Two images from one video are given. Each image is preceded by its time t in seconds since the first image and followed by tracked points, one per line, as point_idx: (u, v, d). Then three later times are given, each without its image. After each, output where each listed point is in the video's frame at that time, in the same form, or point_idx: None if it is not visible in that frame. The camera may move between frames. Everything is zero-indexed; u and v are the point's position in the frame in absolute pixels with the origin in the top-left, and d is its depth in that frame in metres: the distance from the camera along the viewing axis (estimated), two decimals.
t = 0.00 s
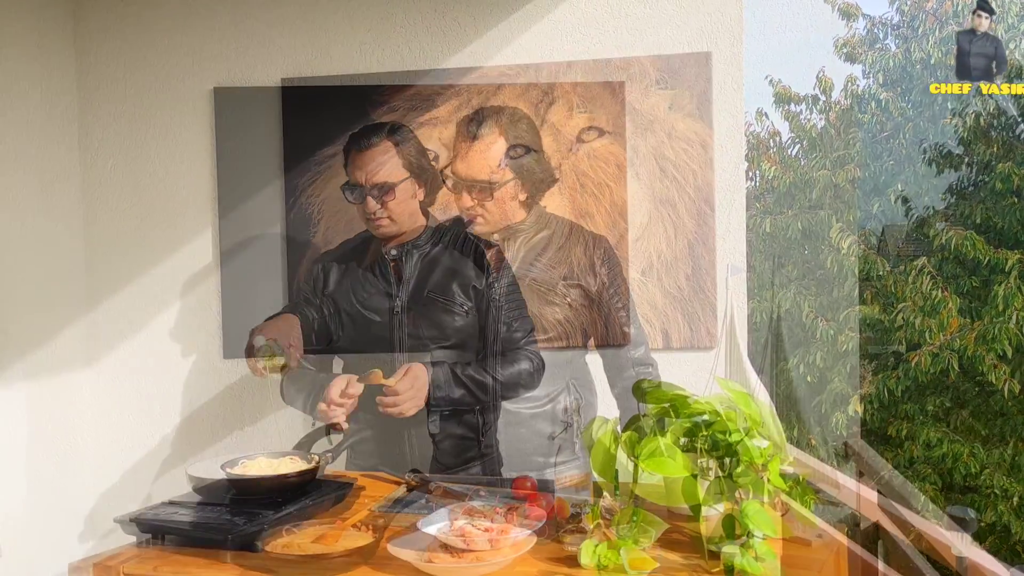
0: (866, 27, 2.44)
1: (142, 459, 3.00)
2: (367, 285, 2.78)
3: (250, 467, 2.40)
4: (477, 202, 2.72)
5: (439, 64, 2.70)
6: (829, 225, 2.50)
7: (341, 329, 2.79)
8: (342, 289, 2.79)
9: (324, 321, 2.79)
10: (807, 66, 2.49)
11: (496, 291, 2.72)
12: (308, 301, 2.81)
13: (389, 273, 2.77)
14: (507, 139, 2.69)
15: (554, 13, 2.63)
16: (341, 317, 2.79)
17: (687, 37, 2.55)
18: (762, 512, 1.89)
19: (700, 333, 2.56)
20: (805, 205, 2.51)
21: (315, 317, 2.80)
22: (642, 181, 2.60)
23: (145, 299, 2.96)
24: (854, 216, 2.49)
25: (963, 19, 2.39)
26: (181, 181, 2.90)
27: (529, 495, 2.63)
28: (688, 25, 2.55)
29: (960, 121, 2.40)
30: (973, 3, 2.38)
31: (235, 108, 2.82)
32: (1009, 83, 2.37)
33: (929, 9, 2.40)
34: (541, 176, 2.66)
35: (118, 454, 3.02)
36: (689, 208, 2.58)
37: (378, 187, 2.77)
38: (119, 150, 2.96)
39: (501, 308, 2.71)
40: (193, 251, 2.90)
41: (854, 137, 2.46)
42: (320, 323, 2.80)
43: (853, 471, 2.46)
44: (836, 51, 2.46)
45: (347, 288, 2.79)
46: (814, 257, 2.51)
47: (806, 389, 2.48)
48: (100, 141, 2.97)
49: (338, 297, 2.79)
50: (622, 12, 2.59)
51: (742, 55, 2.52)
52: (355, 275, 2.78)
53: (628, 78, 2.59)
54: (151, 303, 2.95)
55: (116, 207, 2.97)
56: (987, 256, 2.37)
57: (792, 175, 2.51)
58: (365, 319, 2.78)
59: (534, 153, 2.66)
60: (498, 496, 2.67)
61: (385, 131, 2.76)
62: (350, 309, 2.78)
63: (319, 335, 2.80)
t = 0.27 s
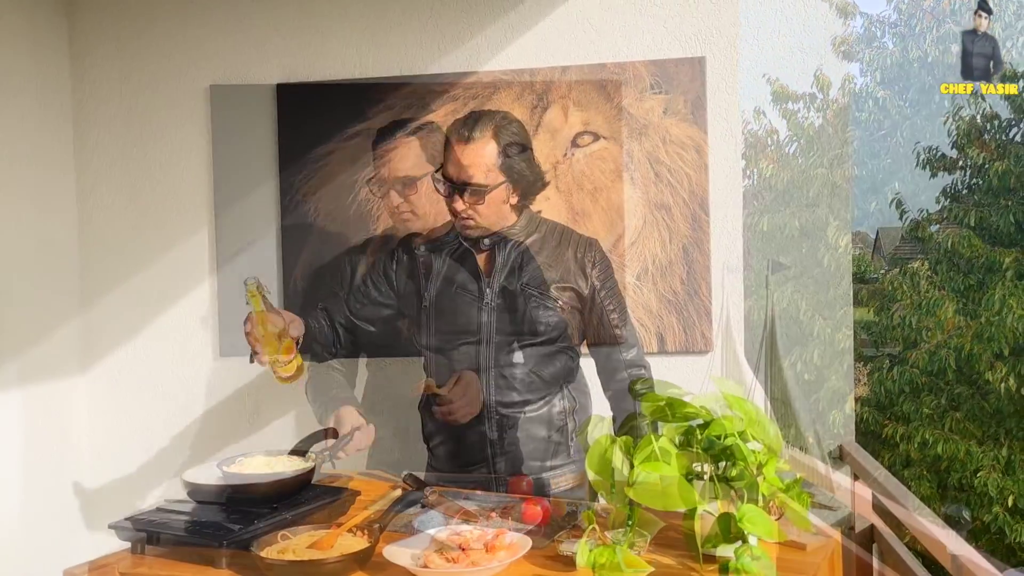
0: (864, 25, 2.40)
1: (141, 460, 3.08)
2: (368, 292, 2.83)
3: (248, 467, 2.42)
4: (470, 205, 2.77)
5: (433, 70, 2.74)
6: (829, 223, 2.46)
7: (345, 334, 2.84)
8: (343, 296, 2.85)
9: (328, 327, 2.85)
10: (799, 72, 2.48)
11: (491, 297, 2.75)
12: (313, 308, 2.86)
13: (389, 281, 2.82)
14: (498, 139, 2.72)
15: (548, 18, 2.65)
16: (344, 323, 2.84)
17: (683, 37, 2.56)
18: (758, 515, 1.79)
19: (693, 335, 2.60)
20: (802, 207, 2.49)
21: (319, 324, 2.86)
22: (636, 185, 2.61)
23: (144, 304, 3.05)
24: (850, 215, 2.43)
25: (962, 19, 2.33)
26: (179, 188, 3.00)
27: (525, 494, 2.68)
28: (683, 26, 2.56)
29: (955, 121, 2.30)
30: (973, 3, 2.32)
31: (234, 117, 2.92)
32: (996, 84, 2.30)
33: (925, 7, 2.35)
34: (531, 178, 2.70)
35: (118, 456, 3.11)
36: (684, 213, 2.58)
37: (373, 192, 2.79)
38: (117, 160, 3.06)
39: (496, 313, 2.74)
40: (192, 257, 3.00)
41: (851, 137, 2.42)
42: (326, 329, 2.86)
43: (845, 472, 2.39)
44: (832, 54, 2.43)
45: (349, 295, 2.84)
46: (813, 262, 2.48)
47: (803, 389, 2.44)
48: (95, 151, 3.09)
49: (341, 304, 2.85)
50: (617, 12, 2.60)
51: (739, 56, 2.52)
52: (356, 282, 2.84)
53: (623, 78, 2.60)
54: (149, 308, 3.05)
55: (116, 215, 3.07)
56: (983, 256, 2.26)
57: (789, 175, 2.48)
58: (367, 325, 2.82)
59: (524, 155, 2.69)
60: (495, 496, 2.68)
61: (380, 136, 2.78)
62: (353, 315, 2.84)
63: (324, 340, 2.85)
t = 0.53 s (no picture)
0: (860, 24, 2.43)
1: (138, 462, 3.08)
2: (364, 294, 2.82)
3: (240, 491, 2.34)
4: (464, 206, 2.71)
5: (430, 71, 2.75)
6: (827, 223, 2.49)
7: (343, 338, 2.84)
8: (341, 300, 2.84)
9: (327, 333, 2.85)
10: (793, 72, 2.53)
11: (486, 298, 2.70)
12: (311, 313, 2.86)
13: (387, 284, 2.80)
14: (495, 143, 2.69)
15: (545, 20, 2.66)
16: (343, 327, 2.84)
17: (679, 39, 2.57)
18: (756, 515, 1.69)
19: (691, 336, 2.58)
20: (802, 207, 2.53)
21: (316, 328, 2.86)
22: (634, 186, 2.61)
23: (140, 305, 3.06)
24: (848, 214, 2.45)
25: (961, 18, 2.31)
26: (175, 189, 3.00)
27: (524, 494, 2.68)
28: (679, 27, 2.56)
29: (951, 121, 2.31)
30: (972, 3, 2.30)
31: (231, 119, 2.93)
32: (992, 84, 2.28)
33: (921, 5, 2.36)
34: (527, 178, 2.68)
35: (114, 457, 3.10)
36: (680, 214, 2.59)
37: (370, 192, 2.78)
38: (114, 161, 3.07)
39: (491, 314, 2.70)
40: (188, 258, 2.99)
41: (842, 136, 2.47)
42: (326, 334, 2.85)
43: (843, 472, 2.41)
44: (830, 54, 2.47)
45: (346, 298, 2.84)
46: (813, 263, 2.51)
47: (798, 389, 2.47)
48: (92, 153, 3.09)
49: (337, 309, 2.84)
50: (614, 13, 2.61)
51: (735, 59, 2.53)
52: (353, 286, 2.83)
53: (619, 78, 2.61)
54: (146, 309, 3.05)
55: (112, 216, 3.08)
56: (979, 256, 2.29)
57: (787, 170, 2.52)
58: (366, 328, 2.82)
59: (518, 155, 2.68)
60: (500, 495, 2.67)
61: (377, 137, 2.78)
62: (350, 319, 2.83)
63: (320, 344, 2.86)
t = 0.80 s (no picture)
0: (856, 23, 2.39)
1: (142, 458, 3.10)
2: (381, 302, 2.51)
3: None
4: (484, 196, 2.32)
5: (430, 69, 2.75)
6: (829, 220, 2.47)
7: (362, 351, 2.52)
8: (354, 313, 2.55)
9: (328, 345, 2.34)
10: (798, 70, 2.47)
11: (503, 297, 2.38)
12: (321, 317, 2.82)
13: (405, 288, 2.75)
14: (502, 115, 2.36)
15: (546, 18, 2.66)
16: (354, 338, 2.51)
17: (678, 37, 2.57)
18: (758, 513, 1.24)
19: (694, 334, 2.59)
20: (803, 205, 2.50)
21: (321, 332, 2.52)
22: (634, 184, 2.61)
23: (142, 303, 3.06)
24: (848, 213, 2.44)
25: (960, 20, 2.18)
26: (177, 187, 3.01)
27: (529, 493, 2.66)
28: (679, 25, 2.57)
29: (952, 121, 2.19)
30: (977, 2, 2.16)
31: (232, 117, 2.94)
32: (991, 83, 2.13)
33: (916, 6, 2.25)
34: (544, 172, 2.43)
35: (121, 454, 3.13)
36: (681, 211, 2.59)
37: (371, 190, 2.79)
38: (115, 159, 3.08)
39: (509, 315, 2.37)
40: (189, 255, 3.00)
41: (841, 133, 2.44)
42: (338, 343, 2.44)
43: (844, 470, 2.41)
44: (832, 51, 2.43)
45: (359, 311, 2.53)
46: (812, 260, 2.48)
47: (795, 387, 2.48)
48: (94, 150, 3.11)
49: (347, 318, 2.52)
50: (613, 11, 2.61)
51: (736, 56, 2.53)
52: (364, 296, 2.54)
53: (619, 76, 2.61)
54: (148, 306, 3.06)
55: (114, 214, 3.09)
56: (981, 254, 2.15)
57: (786, 169, 2.51)
58: (380, 338, 2.55)
59: (537, 147, 2.41)
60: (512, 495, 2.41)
61: (378, 135, 2.78)
62: (362, 329, 2.51)
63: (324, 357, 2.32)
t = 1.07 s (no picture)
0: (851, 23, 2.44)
1: (146, 455, 3.11)
2: (417, 300, 2.14)
3: None
4: (537, 185, 1.94)
5: (433, 66, 2.75)
6: (833, 214, 2.48)
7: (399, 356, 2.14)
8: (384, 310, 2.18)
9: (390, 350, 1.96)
10: (802, 67, 2.48)
11: (534, 293, 2.04)
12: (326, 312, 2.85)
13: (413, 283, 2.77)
14: (540, 97, 1.97)
15: (549, 15, 2.66)
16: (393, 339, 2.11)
17: (681, 34, 2.57)
18: (761, 509, 1.22)
19: (697, 331, 2.58)
20: (807, 201, 2.50)
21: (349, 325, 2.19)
22: (637, 181, 2.61)
23: (145, 300, 3.07)
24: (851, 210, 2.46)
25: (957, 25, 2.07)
26: (181, 185, 3.02)
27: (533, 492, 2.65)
28: (681, 22, 2.57)
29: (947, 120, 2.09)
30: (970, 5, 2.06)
31: (236, 116, 2.95)
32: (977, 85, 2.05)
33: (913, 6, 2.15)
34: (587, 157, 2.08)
35: (125, 451, 3.14)
36: (684, 208, 2.58)
37: (374, 187, 2.80)
38: (119, 156, 3.09)
39: (539, 315, 2.03)
40: (192, 253, 3.01)
41: (845, 128, 2.46)
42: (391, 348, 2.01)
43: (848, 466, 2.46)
44: (837, 46, 2.45)
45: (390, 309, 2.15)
46: (816, 256, 2.49)
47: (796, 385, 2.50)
48: (97, 148, 3.12)
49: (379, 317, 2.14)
50: (615, 9, 2.61)
51: (737, 54, 2.53)
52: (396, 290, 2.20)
53: (621, 73, 2.60)
54: (151, 304, 3.06)
55: (117, 211, 3.10)
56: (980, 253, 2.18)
57: (787, 167, 2.51)
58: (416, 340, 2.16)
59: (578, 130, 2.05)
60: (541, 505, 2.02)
61: (380, 133, 2.79)
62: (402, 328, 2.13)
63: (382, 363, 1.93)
